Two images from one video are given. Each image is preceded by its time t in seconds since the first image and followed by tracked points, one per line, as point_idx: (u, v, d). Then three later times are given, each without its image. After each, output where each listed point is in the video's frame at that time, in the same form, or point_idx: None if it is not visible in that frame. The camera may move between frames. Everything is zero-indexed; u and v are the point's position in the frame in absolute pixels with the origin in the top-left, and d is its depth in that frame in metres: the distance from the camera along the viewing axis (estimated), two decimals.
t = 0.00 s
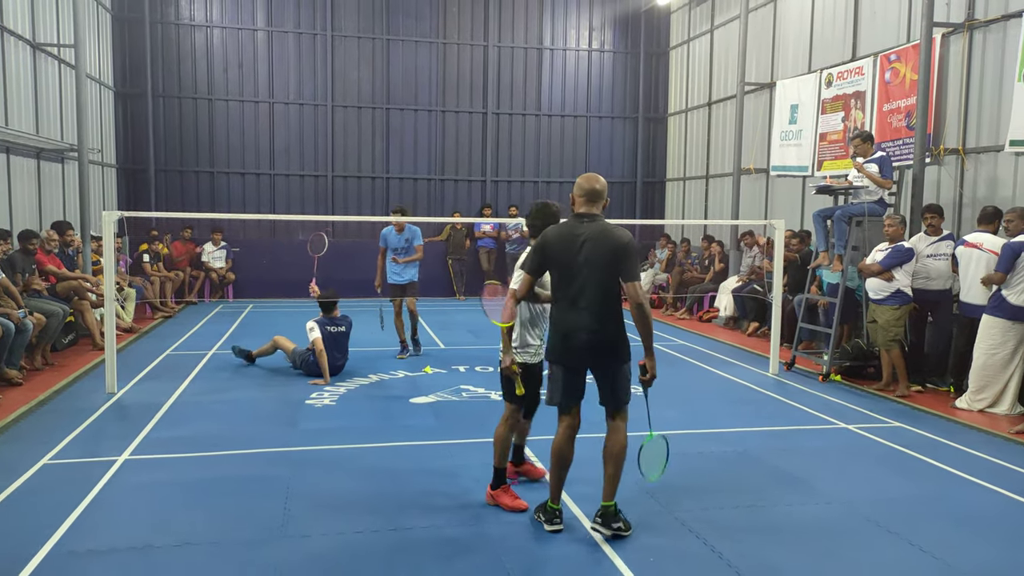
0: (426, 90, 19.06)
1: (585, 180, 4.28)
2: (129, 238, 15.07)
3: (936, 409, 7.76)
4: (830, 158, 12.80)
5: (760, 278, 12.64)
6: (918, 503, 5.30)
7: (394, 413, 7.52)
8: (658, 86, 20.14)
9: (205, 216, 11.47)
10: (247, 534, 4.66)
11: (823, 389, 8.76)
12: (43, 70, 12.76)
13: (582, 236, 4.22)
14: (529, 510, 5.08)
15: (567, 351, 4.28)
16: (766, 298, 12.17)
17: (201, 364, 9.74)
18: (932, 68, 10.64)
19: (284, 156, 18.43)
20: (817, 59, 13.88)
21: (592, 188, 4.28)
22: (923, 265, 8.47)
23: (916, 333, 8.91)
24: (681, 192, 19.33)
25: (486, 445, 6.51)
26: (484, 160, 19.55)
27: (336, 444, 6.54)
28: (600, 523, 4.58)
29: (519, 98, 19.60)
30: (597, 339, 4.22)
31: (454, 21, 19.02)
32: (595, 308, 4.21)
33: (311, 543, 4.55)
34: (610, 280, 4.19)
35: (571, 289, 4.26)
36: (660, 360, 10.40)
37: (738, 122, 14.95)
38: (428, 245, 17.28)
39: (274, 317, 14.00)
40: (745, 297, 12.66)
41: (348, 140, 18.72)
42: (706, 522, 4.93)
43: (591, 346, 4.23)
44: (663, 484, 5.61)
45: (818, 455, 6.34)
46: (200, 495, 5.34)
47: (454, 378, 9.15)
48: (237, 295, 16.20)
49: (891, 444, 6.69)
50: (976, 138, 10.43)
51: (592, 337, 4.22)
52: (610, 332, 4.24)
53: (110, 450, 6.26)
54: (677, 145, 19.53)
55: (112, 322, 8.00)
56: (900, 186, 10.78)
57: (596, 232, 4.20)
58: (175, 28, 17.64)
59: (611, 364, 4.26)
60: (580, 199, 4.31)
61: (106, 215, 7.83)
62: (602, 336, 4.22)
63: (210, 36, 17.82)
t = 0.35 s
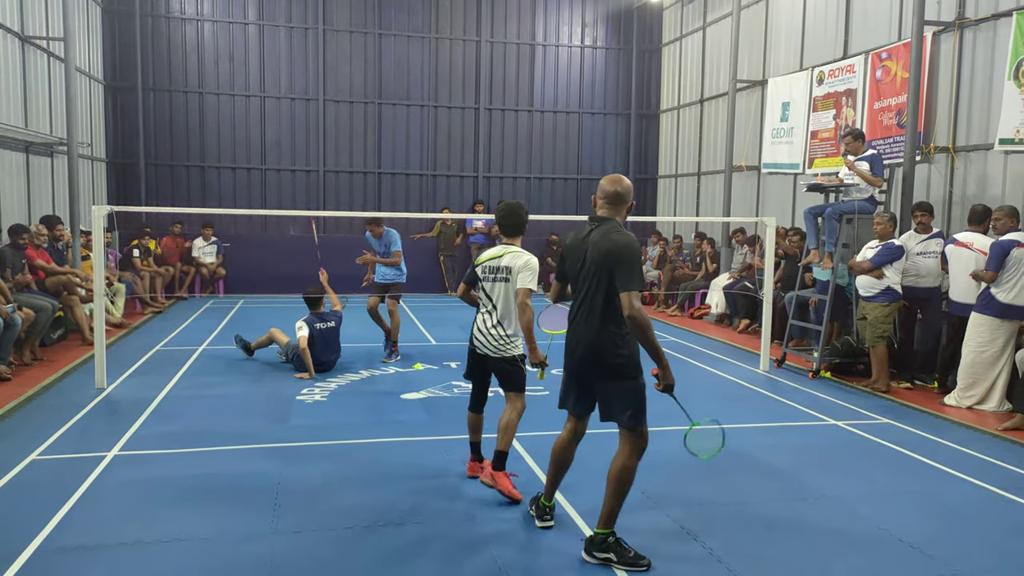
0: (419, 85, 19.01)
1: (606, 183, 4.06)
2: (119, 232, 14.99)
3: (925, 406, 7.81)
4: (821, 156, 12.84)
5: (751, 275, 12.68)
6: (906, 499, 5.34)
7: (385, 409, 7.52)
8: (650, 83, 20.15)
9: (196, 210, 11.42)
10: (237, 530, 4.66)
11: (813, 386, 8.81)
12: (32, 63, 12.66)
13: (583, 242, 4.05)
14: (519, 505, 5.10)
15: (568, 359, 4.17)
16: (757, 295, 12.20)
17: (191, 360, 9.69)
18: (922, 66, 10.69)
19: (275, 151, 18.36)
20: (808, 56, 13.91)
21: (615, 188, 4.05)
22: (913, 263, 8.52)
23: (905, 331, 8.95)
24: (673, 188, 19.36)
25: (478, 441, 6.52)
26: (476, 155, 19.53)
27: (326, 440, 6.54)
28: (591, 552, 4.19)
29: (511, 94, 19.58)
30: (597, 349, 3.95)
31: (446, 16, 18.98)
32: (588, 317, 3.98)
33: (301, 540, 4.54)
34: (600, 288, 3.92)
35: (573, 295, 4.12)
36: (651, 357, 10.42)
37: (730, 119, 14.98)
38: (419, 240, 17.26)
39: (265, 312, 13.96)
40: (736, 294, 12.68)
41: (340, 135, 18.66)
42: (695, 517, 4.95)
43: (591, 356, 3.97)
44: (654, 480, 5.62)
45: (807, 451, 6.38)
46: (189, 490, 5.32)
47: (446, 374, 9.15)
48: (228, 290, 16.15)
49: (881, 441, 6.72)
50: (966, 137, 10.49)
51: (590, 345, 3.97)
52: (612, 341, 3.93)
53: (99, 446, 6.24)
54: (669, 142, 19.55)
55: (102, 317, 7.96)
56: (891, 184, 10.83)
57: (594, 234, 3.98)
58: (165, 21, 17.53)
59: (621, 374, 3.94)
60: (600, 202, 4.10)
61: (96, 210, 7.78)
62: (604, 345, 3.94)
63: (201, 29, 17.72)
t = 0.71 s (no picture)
0: (413, 81, 18.97)
1: (651, 175, 3.94)
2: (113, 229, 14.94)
3: (917, 402, 7.85)
4: (815, 153, 12.85)
5: (745, 271, 12.71)
6: (899, 495, 5.37)
7: (380, 406, 7.53)
8: (645, 79, 20.14)
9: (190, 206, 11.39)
10: (232, 526, 4.67)
11: (807, 382, 8.84)
12: (24, 58, 12.59)
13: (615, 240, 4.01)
14: (514, 501, 5.12)
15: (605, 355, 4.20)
16: (751, 291, 12.22)
17: (185, 356, 9.67)
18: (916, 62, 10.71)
19: (270, 147, 18.32)
20: (803, 53, 13.94)
21: (658, 181, 3.91)
22: (907, 260, 8.55)
23: (898, 328, 8.99)
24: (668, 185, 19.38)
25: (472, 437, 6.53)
26: (471, 151, 19.50)
27: (321, 436, 6.54)
28: (660, 535, 4.42)
29: (506, 90, 19.56)
30: (619, 351, 3.93)
31: (441, 12, 18.94)
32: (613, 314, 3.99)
33: (296, 536, 4.54)
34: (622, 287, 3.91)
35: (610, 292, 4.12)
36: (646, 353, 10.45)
37: (724, 116, 14.99)
38: (414, 237, 17.25)
39: (259, 309, 13.94)
40: (731, 290, 12.71)
41: (334, 131, 18.61)
42: (689, 513, 4.98)
43: (614, 354, 3.97)
44: (649, 476, 5.64)
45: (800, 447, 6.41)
46: (184, 487, 5.32)
47: (440, 370, 9.15)
48: (222, 286, 16.12)
49: (874, 436, 6.76)
50: (959, 134, 10.52)
51: (612, 343, 3.98)
52: (631, 340, 3.90)
53: (93, 442, 6.23)
54: (663, 138, 19.56)
55: (95, 313, 7.93)
56: (884, 181, 10.86)
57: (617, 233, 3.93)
58: (159, 17, 17.45)
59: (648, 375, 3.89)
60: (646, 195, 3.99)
61: (89, 206, 7.75)
62: (624, 346, 3.90)
63: (194, 24, 17.64)
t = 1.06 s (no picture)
0: (412, 79, 18.95)
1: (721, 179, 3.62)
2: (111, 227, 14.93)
3: (915, 401, 7.85)
4: (813, 151, 12.85)
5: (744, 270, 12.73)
6: (898, 493, 5.37)
7: (379, 404, 7.53)
8: (644, 78, 20.14)
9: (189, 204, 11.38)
10: (231, 524, 4.67)
11: (805, 380, 8.85)
12: (21, 56, 12.57)
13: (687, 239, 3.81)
14: (513, 499, 5.12)
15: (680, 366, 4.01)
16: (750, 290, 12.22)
17: (184, 354, 9.66)
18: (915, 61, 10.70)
19: (268, 145, 18.30)
20: (801, 52, 13.94)
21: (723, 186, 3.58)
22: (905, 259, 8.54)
23: (897, 326, 8.99)
24: (666, 184, 19.39)
25: (472, 436, 6.53)
26: (469, 149, 19.48)
27: (320, 434, 6.54)
28: (743, 561, 4.05)
29: (505, 88, 19.54)
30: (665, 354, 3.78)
31: (439, 10, 18.92)
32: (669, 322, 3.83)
33: (295, 534, 4.55)
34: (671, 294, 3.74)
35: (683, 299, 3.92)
36: (645, 352, 10.46)
37: (723, 114, 14.98)
38: (413, 235, 17.23)
39: (257, 307, 13.94)
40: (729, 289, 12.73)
41: (332, 129, 18.60)
42: (688, 511, 4.99)
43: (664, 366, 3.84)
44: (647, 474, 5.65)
45: (798, 445, 6.42)
46: (183, 485, 5.32)
47: (439, 368, 9.16)
48: (220, 284, 16.10)
49: (873, 435, 6.77)
50: (957, 133, 10.53)
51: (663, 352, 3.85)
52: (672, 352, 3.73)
53: (92, 440, 6.23)
54: (662, 137, 19.56)
55: (93, 311, 7.92)
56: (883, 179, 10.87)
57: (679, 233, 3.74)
58: (157, 15, 17.43)
59: (690, 383, 3.69)
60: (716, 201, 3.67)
61: (87, 204, 7.74)
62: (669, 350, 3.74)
63: (192, 22, 17.62)
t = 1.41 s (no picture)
0: (412, 78, 18.94)
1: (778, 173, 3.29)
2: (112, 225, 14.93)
3: (916, 400, 7.85)
4: (814, 150, 12.84)
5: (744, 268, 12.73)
6: (899, 492, 5.37)
7: (380, 402, 7.53)
8: (644, 76, 20.13)
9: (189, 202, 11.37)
10: (232, 523, 4.67)
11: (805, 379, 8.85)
12: (21, 54, 12.55)
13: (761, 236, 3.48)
14: (515, 498, 5.12)
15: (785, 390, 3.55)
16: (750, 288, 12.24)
17: (184, 353, 9.66)
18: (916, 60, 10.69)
19: (268, 144, 18.30)
20: (802, 50, 13.93)
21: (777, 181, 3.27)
22: (902, 257, 8.51)
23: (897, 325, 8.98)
24: (667, 182, 19.39)
25: (473, 434, 6.53)
26: (470, 148, 19.48)
27: (320, 433, 6.54)
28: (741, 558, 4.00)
29: (505, 87, 19.53)
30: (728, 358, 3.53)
31: (439, 8, 18.90)
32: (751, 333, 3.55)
33: (297, 533, 4.54)
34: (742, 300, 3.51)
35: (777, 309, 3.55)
36: (645, 350, 10.45)
37: (724, 113, 14.96)
38: (413, 234, 17.22)
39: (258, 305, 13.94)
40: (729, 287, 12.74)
41: (332, 128, 18.59)
42: (690, 510, 4.98)
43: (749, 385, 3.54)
44: (648, 473, 5.65)
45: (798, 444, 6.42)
46: (183, 484, 5.32)
47: (440, 367, 9.16)
48: (221, 283, 16.10)
49: (873, 433, 6.76)
50: (958, 132, 10.52)
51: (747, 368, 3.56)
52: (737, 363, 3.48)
53: (92, 439, 6.22)
54: (662, 135, 19.55)
55: (93, 309, 7.91)
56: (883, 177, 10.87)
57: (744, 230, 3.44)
58: (157, 13, 17.41)
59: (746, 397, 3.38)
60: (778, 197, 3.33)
61: (87, 203, 7.72)
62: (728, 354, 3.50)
63: (192, 20, 17.60)
